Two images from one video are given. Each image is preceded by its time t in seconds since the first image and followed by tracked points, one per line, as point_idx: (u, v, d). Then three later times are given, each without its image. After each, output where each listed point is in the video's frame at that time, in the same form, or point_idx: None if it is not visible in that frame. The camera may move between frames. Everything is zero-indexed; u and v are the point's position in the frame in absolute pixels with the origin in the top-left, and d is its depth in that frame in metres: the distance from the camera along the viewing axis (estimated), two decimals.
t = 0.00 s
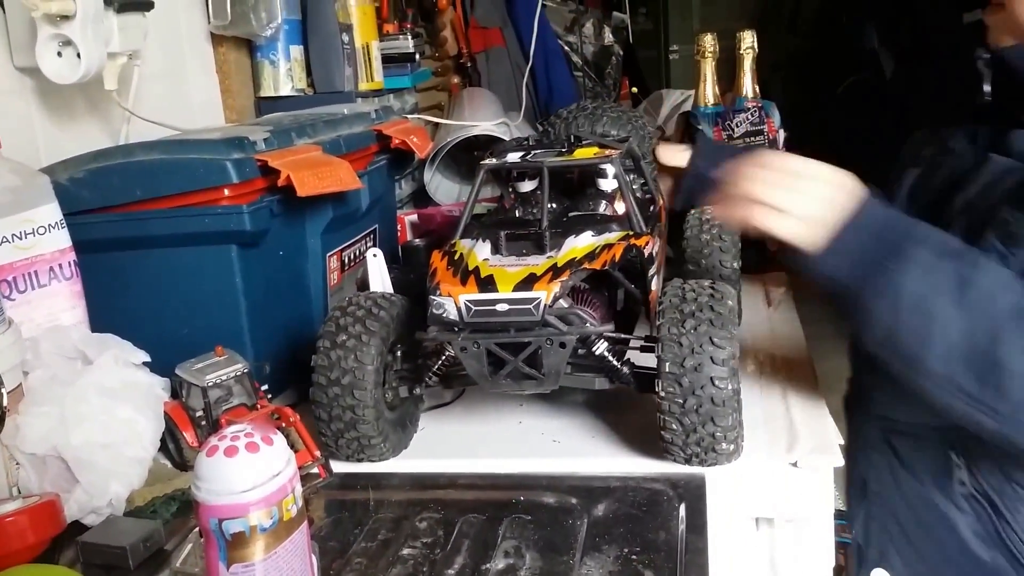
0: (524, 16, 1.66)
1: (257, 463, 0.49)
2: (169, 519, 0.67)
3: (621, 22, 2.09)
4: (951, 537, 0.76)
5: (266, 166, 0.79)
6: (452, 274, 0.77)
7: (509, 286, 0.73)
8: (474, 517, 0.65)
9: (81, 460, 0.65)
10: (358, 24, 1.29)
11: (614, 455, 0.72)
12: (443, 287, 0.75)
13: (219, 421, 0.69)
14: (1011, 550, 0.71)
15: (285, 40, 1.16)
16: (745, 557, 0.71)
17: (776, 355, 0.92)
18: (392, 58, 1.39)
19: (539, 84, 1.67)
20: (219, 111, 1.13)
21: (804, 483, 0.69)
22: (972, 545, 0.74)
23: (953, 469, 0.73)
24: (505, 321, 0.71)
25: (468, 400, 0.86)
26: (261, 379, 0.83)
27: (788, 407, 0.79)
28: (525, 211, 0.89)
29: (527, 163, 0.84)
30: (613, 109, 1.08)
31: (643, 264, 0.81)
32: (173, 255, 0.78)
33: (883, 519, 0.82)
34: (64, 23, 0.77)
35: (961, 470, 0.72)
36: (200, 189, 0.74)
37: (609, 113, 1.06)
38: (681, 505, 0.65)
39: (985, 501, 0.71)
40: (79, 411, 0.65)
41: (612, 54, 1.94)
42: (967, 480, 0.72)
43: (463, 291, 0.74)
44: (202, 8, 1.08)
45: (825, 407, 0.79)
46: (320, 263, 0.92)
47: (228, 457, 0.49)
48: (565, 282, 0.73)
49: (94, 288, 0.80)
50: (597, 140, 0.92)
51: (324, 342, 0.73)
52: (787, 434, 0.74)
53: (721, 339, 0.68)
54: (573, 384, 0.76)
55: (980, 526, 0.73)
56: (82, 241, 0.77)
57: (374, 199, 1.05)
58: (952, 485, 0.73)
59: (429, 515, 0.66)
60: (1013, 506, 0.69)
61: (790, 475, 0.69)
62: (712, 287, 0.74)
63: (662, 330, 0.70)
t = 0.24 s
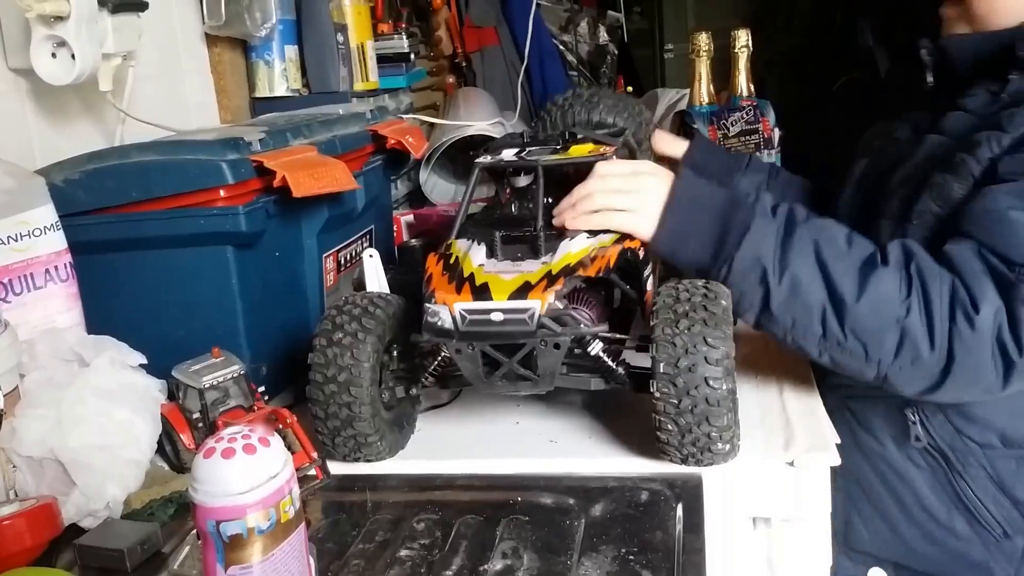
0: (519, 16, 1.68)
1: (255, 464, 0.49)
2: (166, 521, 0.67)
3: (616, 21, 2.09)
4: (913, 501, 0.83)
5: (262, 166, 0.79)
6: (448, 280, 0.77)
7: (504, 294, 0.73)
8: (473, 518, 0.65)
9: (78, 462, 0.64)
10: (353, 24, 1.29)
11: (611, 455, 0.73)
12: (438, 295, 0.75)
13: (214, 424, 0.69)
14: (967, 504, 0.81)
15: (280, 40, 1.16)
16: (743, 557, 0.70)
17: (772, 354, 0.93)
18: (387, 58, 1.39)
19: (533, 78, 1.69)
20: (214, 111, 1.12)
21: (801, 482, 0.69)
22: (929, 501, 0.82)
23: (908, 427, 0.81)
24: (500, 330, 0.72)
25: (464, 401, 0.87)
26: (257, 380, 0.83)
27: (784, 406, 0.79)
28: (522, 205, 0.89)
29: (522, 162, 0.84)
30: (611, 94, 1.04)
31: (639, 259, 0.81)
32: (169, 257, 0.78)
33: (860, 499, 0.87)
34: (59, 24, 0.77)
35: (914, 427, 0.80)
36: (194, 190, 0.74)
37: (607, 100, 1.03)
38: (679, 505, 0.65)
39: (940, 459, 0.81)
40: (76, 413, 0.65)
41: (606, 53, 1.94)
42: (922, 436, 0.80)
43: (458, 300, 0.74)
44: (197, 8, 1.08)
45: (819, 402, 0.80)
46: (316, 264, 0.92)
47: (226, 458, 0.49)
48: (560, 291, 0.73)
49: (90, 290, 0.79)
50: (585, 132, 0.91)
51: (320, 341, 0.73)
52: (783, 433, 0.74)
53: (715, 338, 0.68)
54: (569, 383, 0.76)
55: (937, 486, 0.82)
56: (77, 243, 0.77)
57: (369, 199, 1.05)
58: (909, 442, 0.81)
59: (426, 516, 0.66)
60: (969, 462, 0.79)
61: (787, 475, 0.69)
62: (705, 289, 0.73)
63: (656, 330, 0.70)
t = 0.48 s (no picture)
0: (522, 22, 1.68)
1: (261, 470, 0.50)
2: (172, 528, 0.67)
3: (619, 28, 2.09)
4: (915, 496, 0.83)
5: (267, 174, 0.79)
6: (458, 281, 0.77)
7: (515, 298, 0.73)
8: (477, 525, 0.65)
9: (83, 469, 0.65)
10: (357, 32, 1.29)
11: (615, 461, 0.73)
12: (448, 297, 0.75)
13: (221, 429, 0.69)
14: (967, 495, 0.81)
15: (284, 48, 1.16)
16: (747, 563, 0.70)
17: (776, 361, 0.93)
18: (391, 66, 1.39)
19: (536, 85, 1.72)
20: (218, 119, 1.13)
21: (806, 488, 0.69)
22: (930, 498, 0.82)
23: (906, 421, 0.82)
24: (510, 333, 0.72)
25: (469, 407, 0.87)
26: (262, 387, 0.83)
27: (789, 413, 0.79)
28: (523, 190, 0.88)
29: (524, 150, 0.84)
30: (609, 66, 1.03)
31: (644, 258, 0.81)
32: (174, 263, 0.78)
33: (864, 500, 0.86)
34: (64, 32, 0.78)
35: (913, 422, 0.81)
36: (200, 198, 0.74)
37: (604, 72, 1.02)
38: (684, 511, 0.65)
39: (939, 451, 0.81)
40: (81, 421, 0.65)
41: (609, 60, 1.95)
42: (921, 430, 0.81)
43: (468, 302, 0.74)
44: (202, 16, 1.08)
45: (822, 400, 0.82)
46: (321, 272, 0.92)
47: (231, 465, 0.49)
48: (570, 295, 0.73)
49: (95, 297, 0.80)
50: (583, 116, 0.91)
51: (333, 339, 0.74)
52: (788, 439, 0.74)
53: (721, 332, 0.69)
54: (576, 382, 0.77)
55: (938, 479, 0.82)
56: (82, 250, 0.77)
57: (374, 206, 1.05)
58: (907, 437, 0.82)
59: (431, 522, 0.66)
60: (967, 452, 0.80)
61: (791, 481, 0.69)
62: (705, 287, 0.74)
63: (663, 323, 0.70)
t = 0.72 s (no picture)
0: (528, 30, 1.71)
1: (273, 476, 0.50)
2: (180, 534, 0.67)
3: (624, 34, 2.10)
4: (914, 512, 0.83)
5: (276, 181, 0.79)
6: (470, 273, 0.77)
7: (526, 286, 0.73)
8: (486, 531, 0.65)
9: (92, 475, 0.65)
10: (364, 39, 1.30)
11: (624, 467, 0.73)
12: (460, 286, 0.76)
13: (231, 436, 0.69)
14: (966, 511, 0.81)
15: (292, 55, 1.17)
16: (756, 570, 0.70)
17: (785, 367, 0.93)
18: (398, 72, 1.40)
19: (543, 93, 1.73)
20: (226, 125, 1.13)
21: (814, 495, 0.69)
22: (928, 513, 0.82)
23: (903, 436, 0.81)
24: (523, 323, 0.72)
25: (476, 413, 0.87)
26: (270, 393, 0.83)
27: (796, 420, 0.79)
28: (534, 198, 0.89)
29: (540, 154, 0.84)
30: (620, 87, 1.04)
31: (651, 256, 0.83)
32: (183, 268, 0.78)
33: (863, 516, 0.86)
34: (74, 39, 0.78)
35: (910, 436, 0.80)
36: (210, 205, 0.74)
37: (616, 92, 1.03)
38: (692, 518, 0.65)
39: (936, 466, 0.81)
40: (90, 426, 0.66)
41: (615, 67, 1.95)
42: (919, 445, 0.80)
43: (480, 291, 0.74)
44: (210, 23, 1.09)
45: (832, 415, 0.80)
46: (328, 278, 0.92)
47: (243, 471, 0.49)
48: (581, 284, 0.74)
49: (104, 302, 0.80)
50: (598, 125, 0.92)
51: (346, 336, 0.74)
52: (796, 447, 0.74)
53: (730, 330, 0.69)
54: (584, 379, 0.77)
55: (936, 495, 0.82)
56: (91, 256, 0.78)
57: (381, 212, 1.05)
58: (904, 451, 0.81)
59: (439, 529, 0.66)
60: (965, 468, 0.80)
61: (800, 488, 0.69)
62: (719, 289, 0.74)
63: (673, 322, 0.71)
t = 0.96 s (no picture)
0: (532, 25, 1.69)
1: (279, 470, 0.50)
2: (186, 528, 0.67)
3: (628, 29, 2.10)
4: (897, 515, 0.83)
5: (281, 177, 0.79)
6: (465, 260, 0.77)
7: (517, 273, 0.73)
8: (490, 525, 0.65)
9: (98, 470, 0.65)
10: (368, 35, 1.30)
11: (628, 461, 0.73)
12: (455, 270, 0.76)
13: (237, 430, 0.68)
14: (948, 517, 0.81)
15: (296, 51, 1.17)
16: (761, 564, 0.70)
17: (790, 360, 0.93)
18: (402, 68, 1.40)
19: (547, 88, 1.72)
20: (231, 122, 1.13)
21: (819, 488, 0.69)
22: (910, 516, 0.82)
23: (882, 440, 0.82)
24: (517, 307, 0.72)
25: (481, 407, 0.87)
26: (276, 389, 0.83)
27: (801, 414, 0.79)
28: (546, 180, 0.89)
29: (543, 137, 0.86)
30: (642, 65, 1.01)
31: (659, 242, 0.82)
32: (187, 265, 0.78)
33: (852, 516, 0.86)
34: (79, 36, 0.78)
35: (889, 440, 0.81)
36: (215, 200, 0.74)
37: (635, 69, 1.00)
38: (697, 512, 0.65)
39: (917, 471, 0.81)
40: (97, 421, 0.66)
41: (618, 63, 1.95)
42: (898, 449, 0.81)
43: (473, 279, 0.74)
44: (214, 20, 1.09)
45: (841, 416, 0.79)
46: (333, 274, 0.92)
47: (250, 465, 0.49)
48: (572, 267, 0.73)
49: (109, 299, 0.80)
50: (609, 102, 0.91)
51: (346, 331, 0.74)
52: (801, 440, 0.74)
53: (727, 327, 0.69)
54: (584, 372, 0.77)
55: (918, 499, 0.82)
56: (97, 252, 0.78)
57: (386, 208, 1.05)
58: (884, 455, 0.82)
59: (444, 523, 0.66)
60: (945, 474, 0.80)
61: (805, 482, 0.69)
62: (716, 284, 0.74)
63: (669, 318, 0.71)
